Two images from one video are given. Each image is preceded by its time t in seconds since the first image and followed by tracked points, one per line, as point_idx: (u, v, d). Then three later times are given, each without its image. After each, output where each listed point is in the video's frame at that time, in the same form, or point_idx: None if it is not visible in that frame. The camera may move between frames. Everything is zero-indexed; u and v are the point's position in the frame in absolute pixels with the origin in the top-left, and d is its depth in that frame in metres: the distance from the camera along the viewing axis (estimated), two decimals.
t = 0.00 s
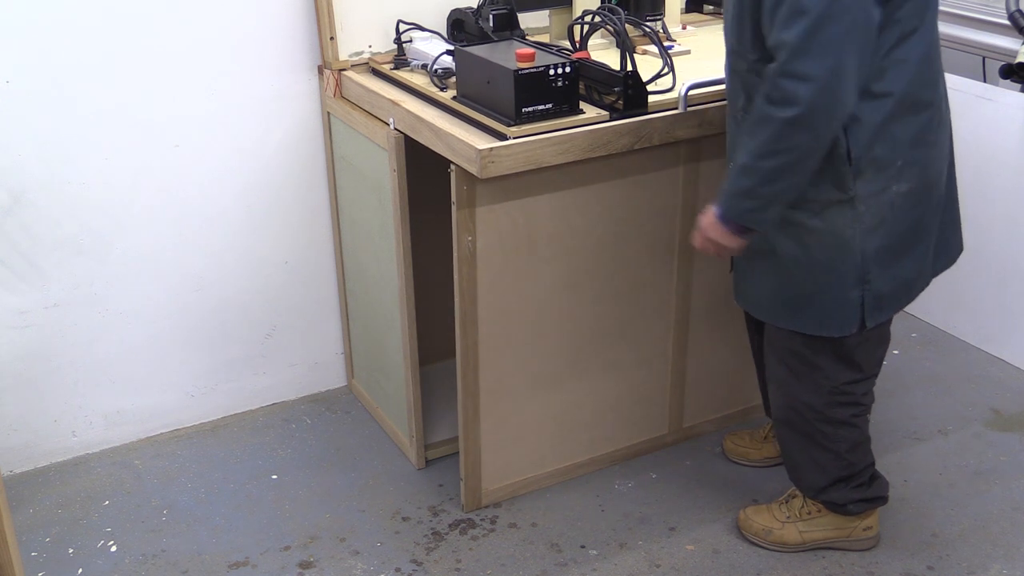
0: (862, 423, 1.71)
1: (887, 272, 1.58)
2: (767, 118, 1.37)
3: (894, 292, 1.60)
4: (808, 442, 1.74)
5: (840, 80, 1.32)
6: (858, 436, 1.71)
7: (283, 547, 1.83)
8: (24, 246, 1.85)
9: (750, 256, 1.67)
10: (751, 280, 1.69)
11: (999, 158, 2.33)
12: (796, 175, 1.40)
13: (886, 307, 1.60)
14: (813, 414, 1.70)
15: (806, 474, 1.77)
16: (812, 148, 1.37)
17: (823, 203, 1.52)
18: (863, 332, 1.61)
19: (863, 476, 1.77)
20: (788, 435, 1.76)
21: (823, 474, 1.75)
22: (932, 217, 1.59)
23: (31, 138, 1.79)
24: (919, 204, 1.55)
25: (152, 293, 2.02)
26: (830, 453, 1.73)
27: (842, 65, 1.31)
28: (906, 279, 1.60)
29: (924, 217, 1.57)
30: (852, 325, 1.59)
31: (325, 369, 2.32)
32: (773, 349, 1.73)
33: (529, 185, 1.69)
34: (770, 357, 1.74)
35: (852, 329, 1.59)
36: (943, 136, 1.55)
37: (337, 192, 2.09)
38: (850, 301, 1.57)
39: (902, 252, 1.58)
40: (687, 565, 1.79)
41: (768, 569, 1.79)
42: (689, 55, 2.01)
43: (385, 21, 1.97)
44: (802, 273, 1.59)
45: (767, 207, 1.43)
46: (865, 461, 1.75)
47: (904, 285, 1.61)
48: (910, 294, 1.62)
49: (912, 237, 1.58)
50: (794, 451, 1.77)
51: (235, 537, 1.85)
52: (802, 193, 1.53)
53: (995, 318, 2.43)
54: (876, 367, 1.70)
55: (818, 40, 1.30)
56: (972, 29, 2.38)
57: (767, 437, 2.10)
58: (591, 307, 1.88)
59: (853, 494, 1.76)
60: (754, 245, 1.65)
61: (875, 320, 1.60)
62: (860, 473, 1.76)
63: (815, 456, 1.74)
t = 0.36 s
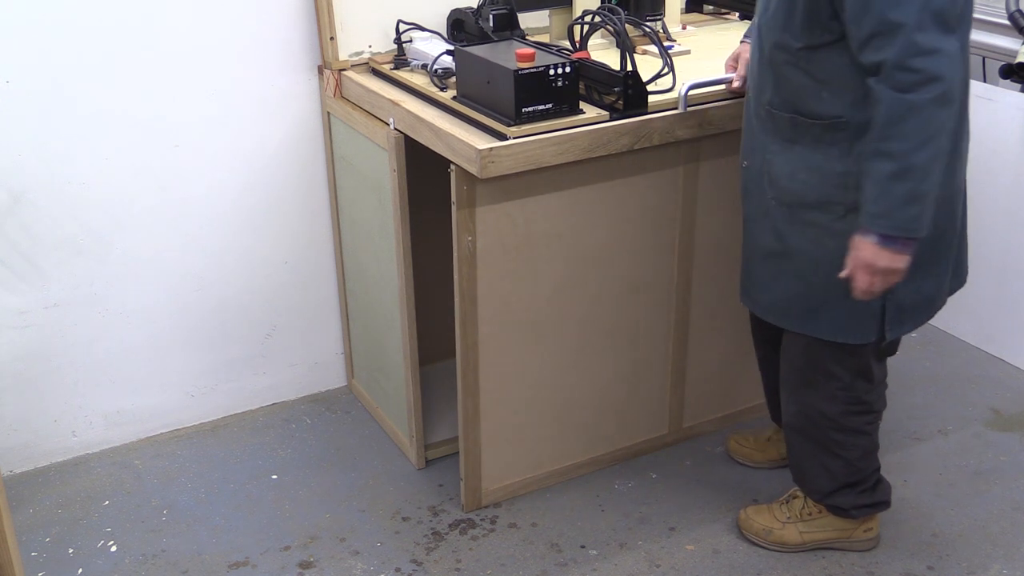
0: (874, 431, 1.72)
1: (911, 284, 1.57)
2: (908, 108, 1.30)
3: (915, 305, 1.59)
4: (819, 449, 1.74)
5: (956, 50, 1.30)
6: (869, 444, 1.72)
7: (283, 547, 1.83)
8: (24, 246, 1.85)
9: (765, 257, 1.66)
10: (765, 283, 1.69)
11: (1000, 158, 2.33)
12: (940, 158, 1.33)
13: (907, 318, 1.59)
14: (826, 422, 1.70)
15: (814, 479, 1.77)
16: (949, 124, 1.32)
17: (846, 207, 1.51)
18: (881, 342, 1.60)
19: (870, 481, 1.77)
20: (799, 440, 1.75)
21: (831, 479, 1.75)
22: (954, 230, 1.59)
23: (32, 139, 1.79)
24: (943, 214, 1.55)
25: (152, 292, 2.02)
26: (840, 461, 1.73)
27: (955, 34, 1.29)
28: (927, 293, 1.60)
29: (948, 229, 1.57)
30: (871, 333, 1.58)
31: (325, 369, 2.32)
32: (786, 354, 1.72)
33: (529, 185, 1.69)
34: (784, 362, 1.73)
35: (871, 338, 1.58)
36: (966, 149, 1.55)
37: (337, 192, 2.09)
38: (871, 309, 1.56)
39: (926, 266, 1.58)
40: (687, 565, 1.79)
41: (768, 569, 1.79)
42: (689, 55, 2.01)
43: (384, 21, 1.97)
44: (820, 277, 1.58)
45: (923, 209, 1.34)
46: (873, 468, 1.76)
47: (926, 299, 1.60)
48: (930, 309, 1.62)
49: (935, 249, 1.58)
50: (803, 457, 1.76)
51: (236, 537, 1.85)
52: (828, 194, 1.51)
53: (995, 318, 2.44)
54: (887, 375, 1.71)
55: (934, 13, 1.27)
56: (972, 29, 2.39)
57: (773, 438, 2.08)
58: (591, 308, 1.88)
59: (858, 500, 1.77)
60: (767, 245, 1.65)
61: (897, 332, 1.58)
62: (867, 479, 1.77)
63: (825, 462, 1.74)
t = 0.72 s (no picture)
0: (887, 427, 1.73)
1: (940, 272, 1.58)
2: (976, 88, 1.32)
3: (943, 296, 1.61)
4: (832, 445, 1.74)
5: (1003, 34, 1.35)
6: (881, 440, 1.72)
7: (283, 547, 1.83)
8: (24, 246, 1.85)
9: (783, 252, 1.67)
10: (784, 275, 1.68)
11: (1000, 158, 2.33)
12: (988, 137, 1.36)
13: (934, 310, 1.61)
14: (841, 417, 1.70)
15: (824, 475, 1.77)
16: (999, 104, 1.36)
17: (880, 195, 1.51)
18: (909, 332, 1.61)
19: (877, 479, 1.78)
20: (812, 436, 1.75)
21: (842, 476, 1.75)
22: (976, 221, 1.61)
23: (32, 139, 1.79)
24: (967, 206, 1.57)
25: (152, 292, 2.02)
26: (852, 457, 1.73)
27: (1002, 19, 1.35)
28: (954, 284, 1.61)
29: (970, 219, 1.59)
30: (901, 323, 1.59)
31: (324, 369, 2.31)
32: (803, 348, 1.72)
33: (529, 184, 1.69)
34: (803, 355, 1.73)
35: (900, 328, 1.59)
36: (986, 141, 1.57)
37: (337, 192, 2.09)
38: (902, 298, 1.58)
39: (952, 255, 1.59)
40: (687, 565, 1.79)
41: (768, 569, 1.79)
42: (689, 55, 2.01)
43: (384, 20, 1.97)
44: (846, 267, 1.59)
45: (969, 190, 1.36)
46: (882, 466, 1.77)
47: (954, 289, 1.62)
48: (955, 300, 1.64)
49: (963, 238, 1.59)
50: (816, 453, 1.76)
51: (236, 537, 1.85)
52: (860, 182, 1.52)
53: (995, 319, 2.44)
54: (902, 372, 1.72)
55: None
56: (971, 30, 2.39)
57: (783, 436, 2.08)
58: (592, 307, 1.88)
59: (865, 499, 1.77)
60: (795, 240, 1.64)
61: (927, 321, 1.60)
62: (874, 477, 1.77)
63: (837, 458, 1.74)
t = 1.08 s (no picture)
0: (883, 419, 1.73)
1: (933, 268, 1.60)
2: (978, 84, 1.32)
3: (933, 292, 1.62)
4: (830, 439, 1.74)
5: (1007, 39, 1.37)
6: (877, 432, 1.72)
7: (283, 547, 1.83)
8: (24, 246, 1.85)
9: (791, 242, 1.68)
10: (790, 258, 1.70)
11: (1001, 158, 2.33)
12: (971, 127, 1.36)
13: (924, 304, 1.62)
14: (839, 410, 1.69)
15: (823, 472, 1.76)
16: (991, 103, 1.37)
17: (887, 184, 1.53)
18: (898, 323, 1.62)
19: (875, 475, 1.78)
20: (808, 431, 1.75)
21: (840, 471, 1.75)
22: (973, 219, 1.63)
23: (32, 140, 1.79)
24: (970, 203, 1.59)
25: (153, 292, 2.02)
26: (849, 450, 1.73)
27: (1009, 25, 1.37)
28: (942, 281, 1.63)
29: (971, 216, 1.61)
30: (892, 315, 1.60)
31: (324, 369, 2.32)
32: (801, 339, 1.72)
33: (529, 184, 1.69)
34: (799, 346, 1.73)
35: (891, 320, 1.60)
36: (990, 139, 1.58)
37: (337, 192, 2.09)
38: (894, 290, 1.58)
39: (947, 252, 1.61)
40: (687, 565, 1.79)
41: (768, 569, 1.79)
42: (689, 55, 2.01)
43: (385, 21, 1.97)
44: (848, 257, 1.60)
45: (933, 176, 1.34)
46: (879, 461, 1.77)
47: (943, 285, 1.63)
48: (942, 296, 1.65)
49: (958, 235, 1.60)
50: (814, 449, 1.76)
51: (235, 537, 1.85)
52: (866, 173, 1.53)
53: (995, 319, 2.44)
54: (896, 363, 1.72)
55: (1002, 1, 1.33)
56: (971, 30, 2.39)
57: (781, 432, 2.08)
58: (592, 307, 1.88)
59: (864, 494, 1.77)
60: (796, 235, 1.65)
61: (915, 315, 1.61)
62: (872, 473, 1.77)
63: (835, 453, 1.74)
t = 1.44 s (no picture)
0: (884, 418, 1.72)
1: (932, 267, 1.60)
2: (953, 65, 1.34)
3: (932, 292, 1.62)
4: (831, 437, 1.74)
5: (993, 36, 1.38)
6: (878, 431, 1.72)
7: (283, 547, 1.83)
8: (24, 246, 1.85)
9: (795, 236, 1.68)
10: (790, 256, 1.71)
11: (1001, 159, 2.33)
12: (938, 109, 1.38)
13: (924, 303, 1.62)
14: (839, 406, 1.69)
15: (824, 468, 1.76)
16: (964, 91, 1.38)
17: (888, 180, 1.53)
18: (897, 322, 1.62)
19: (876, 474, 1.78)
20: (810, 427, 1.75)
21: (841, 468, 1.75)
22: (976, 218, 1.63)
23: (33, 140, 1.79)
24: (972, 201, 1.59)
25: (153, 291, 2.02)
26: (850, 448, 1.73)
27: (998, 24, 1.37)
28: (943, 282, 1.63)
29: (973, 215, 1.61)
30: (890, 313, 1.60)
31: (324, 369, 2.31)
32: (802, 336, 1.72)
33: (529, 184, 1.69)
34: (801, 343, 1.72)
35: (889, 318, 1.60)
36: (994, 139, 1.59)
37: (337, 192, 2.09)
38: (894, 287, 1.58)
39: (949, 251, 1.61)
40: (687, 565, 1.79)
41: (768, 569, 1.79)
42: (689, 56, 2.01)
43: (385, 21, 1.97)
44: (851, 254, 1.60)
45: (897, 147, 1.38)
46: (880, 460, 1.77)
47: (943, 286, 1.63)
48: (943, 297, 1.65)
49: (960, 235, 1.61)
50: (815, 445, 1.76)
51: (235, 537, 1.85)
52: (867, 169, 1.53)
53: (995, 319, 2.44)
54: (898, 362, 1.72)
55: None
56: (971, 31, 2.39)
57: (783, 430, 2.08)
58: (591, 307, 1.88)
59: (864, 493, 1.77)
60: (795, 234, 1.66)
61: (914, 313, 1.61)
62: (872, 472, 1.77)
63: (836, 450, 1.74)
